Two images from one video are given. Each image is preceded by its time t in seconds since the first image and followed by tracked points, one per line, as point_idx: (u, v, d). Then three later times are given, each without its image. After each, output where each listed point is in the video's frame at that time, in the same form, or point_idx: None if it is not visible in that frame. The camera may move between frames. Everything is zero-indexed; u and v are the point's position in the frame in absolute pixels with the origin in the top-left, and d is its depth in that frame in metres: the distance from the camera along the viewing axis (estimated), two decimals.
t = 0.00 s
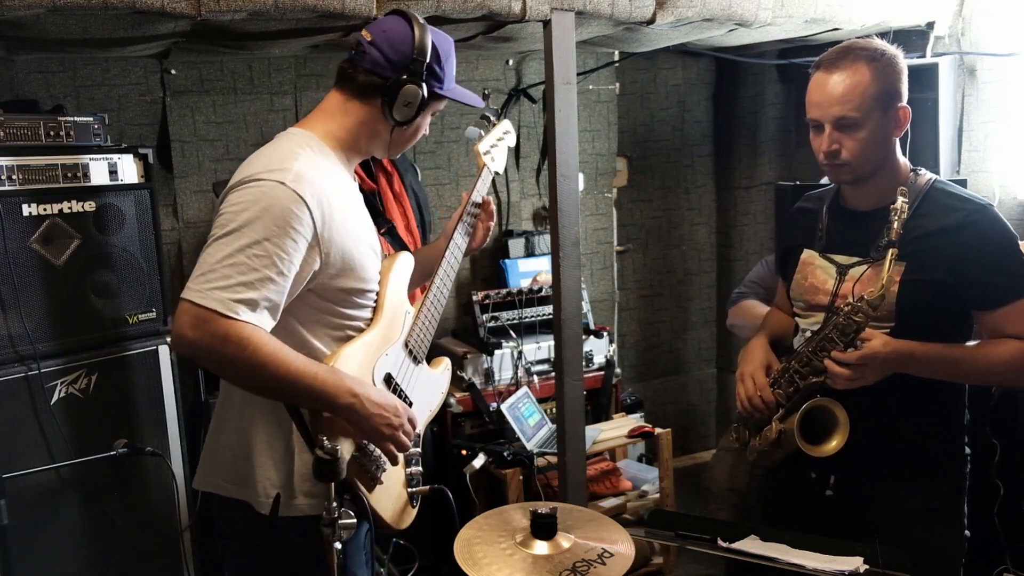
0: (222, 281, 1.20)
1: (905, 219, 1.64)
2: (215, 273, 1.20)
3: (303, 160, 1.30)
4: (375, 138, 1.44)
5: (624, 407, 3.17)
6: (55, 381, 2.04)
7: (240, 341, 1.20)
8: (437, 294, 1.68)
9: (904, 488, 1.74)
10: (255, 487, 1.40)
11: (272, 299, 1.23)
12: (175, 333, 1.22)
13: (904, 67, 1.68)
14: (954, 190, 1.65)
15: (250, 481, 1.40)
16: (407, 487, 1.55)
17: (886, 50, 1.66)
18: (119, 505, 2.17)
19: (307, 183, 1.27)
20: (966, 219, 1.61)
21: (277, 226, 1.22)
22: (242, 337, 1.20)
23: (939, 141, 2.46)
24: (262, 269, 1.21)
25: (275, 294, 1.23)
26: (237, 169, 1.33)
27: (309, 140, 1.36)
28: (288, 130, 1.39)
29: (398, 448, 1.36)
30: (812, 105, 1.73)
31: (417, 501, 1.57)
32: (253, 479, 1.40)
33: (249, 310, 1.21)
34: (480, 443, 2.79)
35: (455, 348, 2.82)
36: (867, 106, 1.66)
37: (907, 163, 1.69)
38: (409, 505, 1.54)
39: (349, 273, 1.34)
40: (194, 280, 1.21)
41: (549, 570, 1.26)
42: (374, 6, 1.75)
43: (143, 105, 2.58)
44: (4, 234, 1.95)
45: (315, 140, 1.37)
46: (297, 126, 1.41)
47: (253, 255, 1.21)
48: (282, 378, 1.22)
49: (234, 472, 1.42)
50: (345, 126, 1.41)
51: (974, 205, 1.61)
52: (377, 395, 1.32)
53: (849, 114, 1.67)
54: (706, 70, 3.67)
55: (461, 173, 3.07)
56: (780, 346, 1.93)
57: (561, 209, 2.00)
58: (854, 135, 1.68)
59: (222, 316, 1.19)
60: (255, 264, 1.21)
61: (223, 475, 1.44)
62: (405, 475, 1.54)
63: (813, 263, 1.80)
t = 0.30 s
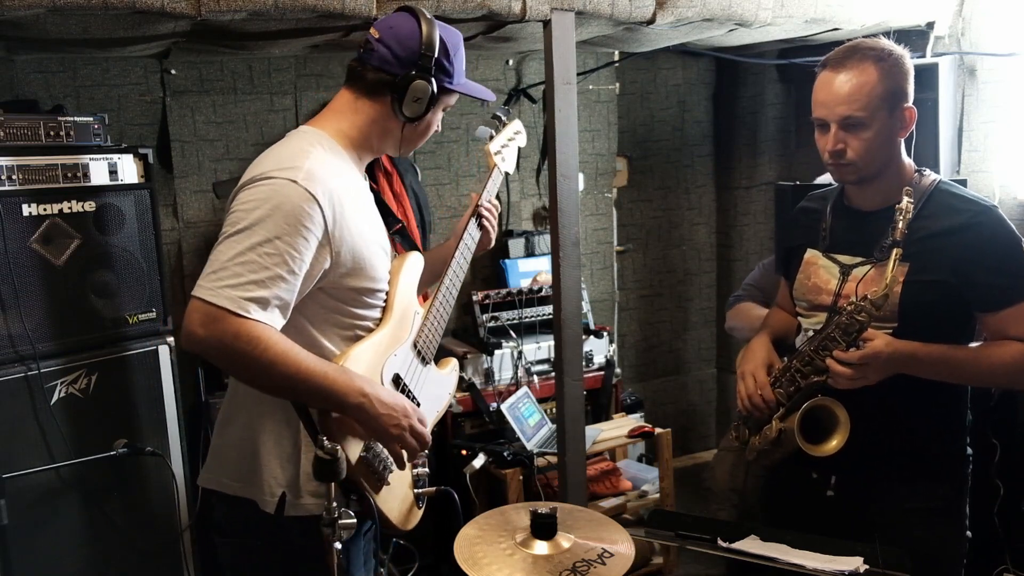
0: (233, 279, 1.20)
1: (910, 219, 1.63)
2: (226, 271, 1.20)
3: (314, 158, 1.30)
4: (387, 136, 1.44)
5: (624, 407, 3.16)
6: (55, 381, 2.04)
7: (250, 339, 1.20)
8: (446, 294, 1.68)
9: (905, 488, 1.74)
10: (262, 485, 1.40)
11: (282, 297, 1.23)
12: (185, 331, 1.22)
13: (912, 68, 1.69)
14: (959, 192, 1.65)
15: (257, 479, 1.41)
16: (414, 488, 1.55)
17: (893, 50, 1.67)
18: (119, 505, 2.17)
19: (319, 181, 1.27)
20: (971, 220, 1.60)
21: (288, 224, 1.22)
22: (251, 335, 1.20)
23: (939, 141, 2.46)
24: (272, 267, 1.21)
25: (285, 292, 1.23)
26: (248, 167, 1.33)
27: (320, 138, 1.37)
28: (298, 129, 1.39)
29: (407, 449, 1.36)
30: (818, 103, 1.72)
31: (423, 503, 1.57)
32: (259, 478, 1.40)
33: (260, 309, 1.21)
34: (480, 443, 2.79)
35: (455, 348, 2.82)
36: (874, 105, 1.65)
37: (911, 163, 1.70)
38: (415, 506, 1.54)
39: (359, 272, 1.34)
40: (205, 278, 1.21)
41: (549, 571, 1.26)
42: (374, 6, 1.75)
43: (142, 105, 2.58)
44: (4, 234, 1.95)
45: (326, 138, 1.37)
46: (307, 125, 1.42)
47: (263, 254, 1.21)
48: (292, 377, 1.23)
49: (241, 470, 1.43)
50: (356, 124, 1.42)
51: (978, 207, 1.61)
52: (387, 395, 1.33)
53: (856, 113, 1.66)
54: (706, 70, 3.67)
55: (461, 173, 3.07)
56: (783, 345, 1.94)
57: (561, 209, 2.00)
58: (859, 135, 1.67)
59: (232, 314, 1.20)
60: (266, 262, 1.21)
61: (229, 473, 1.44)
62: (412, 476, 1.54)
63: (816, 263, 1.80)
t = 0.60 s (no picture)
0: (237, 282, 1.20)
1: (912, 218, 1.64)
2: (230, 273, 1.20)
3: (316, 160, 1.30)
4: (388, 138, 1.44)
5: (624, 407, 3.16)
6: (55, 381, 2.04)
7: (255, 341, 1.20)
8: (451, 295, 1.68)
9: (906, 489, 1.74)
10: (272, 489, 1.40)
11: (286, 299, 1.23)
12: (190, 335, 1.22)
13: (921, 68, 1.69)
14: (963, 192, 1.64)
15: (267, 483, 1.40)
16: (423, 488, 1.54)
17: (904, 50, 1.67)
18: (119, 505, 2.17)
19: (321, 183, 1.27)
20: (974, 221, 1.60)
21: (291, 226, 1.22)
22: (256, 337, 1.20)
23: (939, 140, 2.46)
24: (276, 270, 1.21)
25: (289, 294, 1.23)
26: (251, 170, 1.33)
27: (321, 140, 1.36)
28: (300, 130, 1.39)
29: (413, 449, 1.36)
30: (826, 99, 1.72)
31: (433, 502, 1.57)
32: (270, 481, 1.40)
33: (265, 311, 1.21)
34: (480, 443, 2.79)
35: (455, 348, 2.82)
36: (882, 103, 1.65)
37: (914, 164, 1.70)
38: (425, 506, 1.54)
39: (363, 274, 1.35)
40: (209, 282, 1.21)
41: (549, 570, 1.26)
42: (374, 6, 1.75)
43: (142, 105, 2.58)
44: (4, 234, 1.95)
45: (327, 140, 1.37)
46: (309, 127, 1.41)
47: (267, 256, 1.21)
48: (298, 378, 1.23)
49: (251, 473, 1.42)
50: (357, 126, 1.42)
51: (981, 207, 1.61)
52: (393, 395, 1.33)
53: (864, 110, 1.66)
54: (706, 70, 3.67)
55: (461, 173, 3.07)
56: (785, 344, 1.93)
57: (561, 209, 2.00)
58: (866, 132, 1.67)
59: (237, 317, 1.19)
60: (270, 264, 1.21)
61: (239, 477, 1.44)
62: (421, 477, 1.54)
63: (818, 262, 1.80)
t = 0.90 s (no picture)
0: (242, 297, 1.20)
1: (920, 223, 1.64)
2: (234, 289, 1.21)
3: (311, 170, 1.30)
4: (379, 144, 1.44)
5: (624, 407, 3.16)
6: (55, 381, 2.04)
7: (264, 355, 1.21)
8: (453, 297, 1.69)
9: (907, 489, 1.74)
10: (293, 501, 1.40)
11: (291, 310, 1.23)
12: (200, 353, 1.23)
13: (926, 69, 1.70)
14: (966, 193, 1.64)
15: (287, 496, 1.41)
16: (441, 488, 1.55)
17: (909, 51, 1.67)
18: (119, 505, 2.17)
19: (317, 192, 1.27)
20: (977, 222, 1.60)
21: (291, 237, 1.22)
22: (265, 351, 1.20)
23: (939, 140, 2.46)
24: (279, 281, 1.22)
25: (293, 305, 1.23)
26: (248, 184, 1.33)
27: (312, 150, 1.36)
28: (292, 143, 1.39)
29: (429, 448, 1.36)
30: (830, 98, 1.72)
31: (451, 502, 1.58)
32: (289, 494, 1.40)
33: (271, 323, 1.21)
34: (480, 443, 2.79)
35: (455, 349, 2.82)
36: (886, 102, 1.66)
37: (916, 164, 1.70)
38: (444, 506, 1.54)
39: (367, 279, 1.34)
40: (214, 299, 1.22)
41: (549, 570, 1.26)
42: (374, 7, 1.75)
43: (142, 105, 2.58)
44: (4, 234, 1.95)
45: (319, 150, 1.37)
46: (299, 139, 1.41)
47: (269, 269, 1.21)
48: (308, 389, 1.23)
49: (270, 488, 1.43)
50: (348, 135, 1.41)
51: (984, 209, 1.61)
52: (404, 397, 1.33)
53: (867, 109, 1.67)
54: (706, 70, 3.67)
55: (461, 173, 3.07)
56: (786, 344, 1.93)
57: (561, 209, 2.00)
58: (869, 131, 1.67)
59: (244, 332, 1.20)
60: (273, 277, 1.21)
61: (258, 493, 1.44)
62: (438, 477, 1.54)
63: (820, 263, 1.79)
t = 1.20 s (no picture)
0: (237, 301, 1.21)
1: (921, 221, 1.64)
2: (230, 294, 1.21)
3: (304, 173, 1.30)
4: (372, 142, 1.44)
5: (624, 407, 3.16)
6: (55, 381, 2.04)
7: (261, 359, 1.21)
8: (451, 296, 1.70)
9: (907, 490, 1.74)
10: (295, 505, 1.40)
11: (288, 314, 1.23)
12: (199, 358, 1.23)
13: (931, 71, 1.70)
14: (968, 196, 1.65)
15: (289, 499, 1.41)
16: (443, 488, 1.57)
17: (914, 51, 1.68)
18: (119, 505, 2.17)
19: (310, 194, 1.27)
20: (978, 224, 1.60)
21: (285, 241, 1.22)
22: (263, 354, 1.21)
23: (938, 140, 2.46)
24: (274, 285, 1.22)
25: (290, 307, 1.23)
26: (242, 189, 1.33)
27: (306, 154, 1.36)
28: (286, 147, 1.39)
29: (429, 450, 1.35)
30: (835, 96, 1.72)
31: (453, 501, 1.59)
32: (292, 497, 1.40)
33: (268, 327, 1.22)
34: (480, 443, 2.79)
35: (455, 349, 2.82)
36: (891, 101, 1.65)
37: (919, 164, 1.70)
38: (446, 506, 1.55)
39: (365, 280, 1.34)
40: (211, 305, 1.22)
41: (549, 570, 1.26)
42: (374, 7, 1.75)
43: (142, 105, 2.58)
44: (4, 234, 1.95)
45: (312, 153, 1.37)
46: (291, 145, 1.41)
47: (264, 273, 1.21)
48: (306, 392, 1.23)
49: (271, 491, 1.43)
50: (340, 136, 1.41)
51: (985, 211, 1.61)
52: (403, 399, 1.33)
53: (872, 108, 1.66)
54: (706, 70, 3.67)
55: (461, 173, 3.07)
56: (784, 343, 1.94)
57: (561, 209, 2.00)
58: (874, 130, 1.66)
59: (241, 336, 1.20)
60: (268, 280, 1.21)
61: (260, 496, 1.44)
62: (439, 477, 1.55)
63: (820, 263, 1.79)
